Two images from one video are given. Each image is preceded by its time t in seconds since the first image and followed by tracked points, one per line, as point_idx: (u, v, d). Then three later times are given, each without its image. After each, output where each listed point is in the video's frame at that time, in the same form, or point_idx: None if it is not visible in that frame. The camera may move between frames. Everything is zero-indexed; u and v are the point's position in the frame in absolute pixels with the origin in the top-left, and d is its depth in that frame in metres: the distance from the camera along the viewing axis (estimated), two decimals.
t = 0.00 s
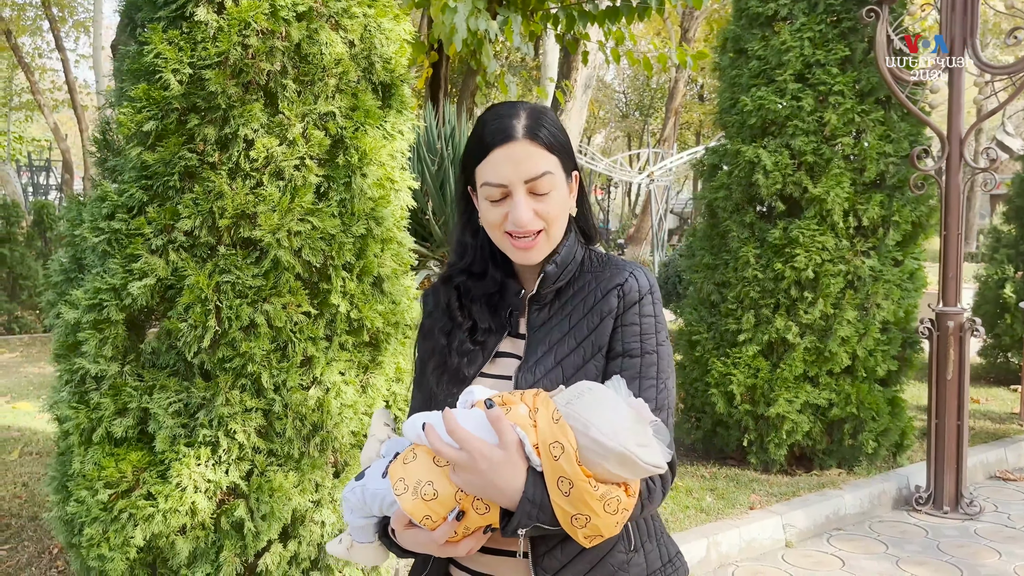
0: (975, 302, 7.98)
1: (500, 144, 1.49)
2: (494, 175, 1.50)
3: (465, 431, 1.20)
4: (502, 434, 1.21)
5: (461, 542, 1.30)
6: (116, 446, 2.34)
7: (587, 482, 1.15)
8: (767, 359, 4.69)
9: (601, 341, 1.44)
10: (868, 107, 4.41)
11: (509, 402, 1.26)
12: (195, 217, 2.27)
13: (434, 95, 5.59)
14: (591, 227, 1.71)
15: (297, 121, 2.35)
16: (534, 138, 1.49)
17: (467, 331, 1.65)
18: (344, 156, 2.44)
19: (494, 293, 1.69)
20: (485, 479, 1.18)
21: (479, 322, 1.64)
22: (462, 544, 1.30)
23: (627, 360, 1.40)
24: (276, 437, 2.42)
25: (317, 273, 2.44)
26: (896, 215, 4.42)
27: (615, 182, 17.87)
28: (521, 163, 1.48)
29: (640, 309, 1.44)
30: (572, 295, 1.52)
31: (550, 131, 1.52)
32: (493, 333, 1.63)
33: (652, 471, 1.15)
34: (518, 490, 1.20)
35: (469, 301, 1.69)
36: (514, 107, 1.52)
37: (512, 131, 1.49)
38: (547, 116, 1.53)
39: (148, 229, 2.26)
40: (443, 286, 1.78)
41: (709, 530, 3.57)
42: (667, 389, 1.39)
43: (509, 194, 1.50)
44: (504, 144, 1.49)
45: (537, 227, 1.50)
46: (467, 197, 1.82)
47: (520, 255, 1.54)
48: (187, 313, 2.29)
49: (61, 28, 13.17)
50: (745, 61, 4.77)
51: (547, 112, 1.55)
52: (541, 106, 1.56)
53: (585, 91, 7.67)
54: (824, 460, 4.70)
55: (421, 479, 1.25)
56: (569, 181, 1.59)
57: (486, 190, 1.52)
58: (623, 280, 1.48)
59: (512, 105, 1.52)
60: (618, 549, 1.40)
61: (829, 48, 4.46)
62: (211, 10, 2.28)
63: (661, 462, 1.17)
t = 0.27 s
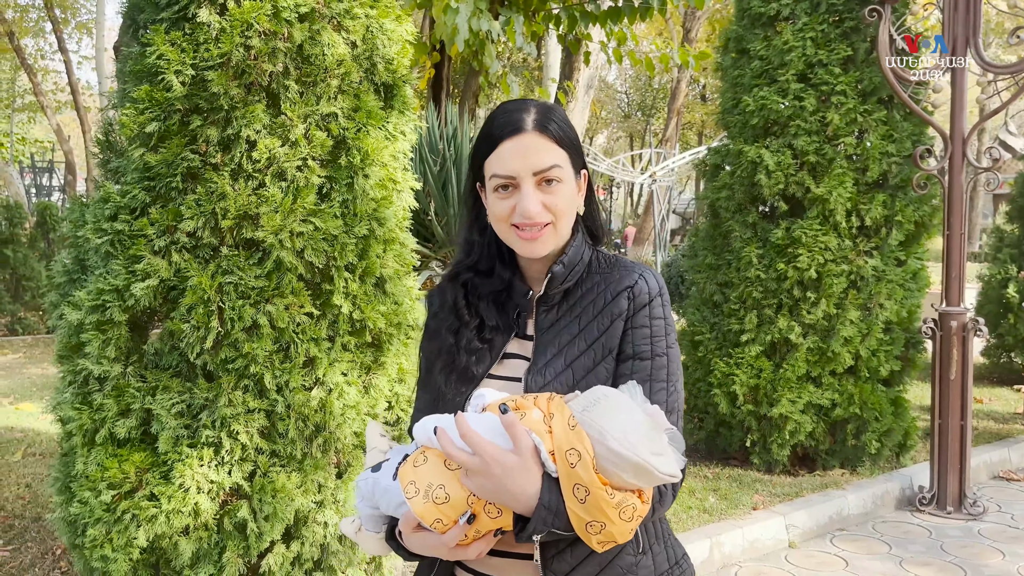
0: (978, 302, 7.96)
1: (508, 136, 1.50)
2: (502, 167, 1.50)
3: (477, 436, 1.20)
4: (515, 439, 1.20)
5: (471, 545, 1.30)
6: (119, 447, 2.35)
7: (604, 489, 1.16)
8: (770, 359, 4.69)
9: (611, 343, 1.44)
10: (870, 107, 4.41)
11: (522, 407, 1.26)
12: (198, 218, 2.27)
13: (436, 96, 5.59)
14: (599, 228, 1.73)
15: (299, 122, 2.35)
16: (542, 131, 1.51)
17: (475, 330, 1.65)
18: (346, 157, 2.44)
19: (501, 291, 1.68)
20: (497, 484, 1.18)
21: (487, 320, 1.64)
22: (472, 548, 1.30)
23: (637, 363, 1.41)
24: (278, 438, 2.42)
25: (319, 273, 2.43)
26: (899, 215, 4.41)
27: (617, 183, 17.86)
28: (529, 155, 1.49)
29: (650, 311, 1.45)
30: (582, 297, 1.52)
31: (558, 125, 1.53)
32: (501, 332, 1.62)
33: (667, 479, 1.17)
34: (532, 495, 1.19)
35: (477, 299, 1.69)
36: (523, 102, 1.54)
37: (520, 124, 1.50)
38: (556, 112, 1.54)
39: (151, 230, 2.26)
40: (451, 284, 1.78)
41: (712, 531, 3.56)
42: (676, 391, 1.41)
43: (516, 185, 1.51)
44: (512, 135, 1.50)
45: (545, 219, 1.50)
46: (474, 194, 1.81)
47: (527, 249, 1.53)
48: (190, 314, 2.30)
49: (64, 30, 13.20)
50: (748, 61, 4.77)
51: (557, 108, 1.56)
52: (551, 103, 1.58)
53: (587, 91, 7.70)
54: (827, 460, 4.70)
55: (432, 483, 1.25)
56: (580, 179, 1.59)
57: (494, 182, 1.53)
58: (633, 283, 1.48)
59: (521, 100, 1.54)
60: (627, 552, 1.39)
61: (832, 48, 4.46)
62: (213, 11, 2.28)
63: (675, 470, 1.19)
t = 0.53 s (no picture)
0: (979, 302, 7.96)
1: (527, 130, 1.50)
2: (518, 161, 1.50)
3: (486, 444, 1.19)
4: (525, 449, 1.19)
5: (478, 550, 1.30)
6: (121, 449, 2.35)
7: (612, 504, 1.15)
8: (770, 360, 4.69)
9: (624, 350, 1.43)
10: (870, 108, 4.41)
11: (532, 416, 1.25)
12: (198, 220, 2.27)
13: (436, 97, 5.60)
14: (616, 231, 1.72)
15: (300, 124, 2.35)
16: (560, 126, 1.50)
17: (488, 332, 1.66)
18: (347, 159, 2.44)
19: (515, 293, 1.68)
20: (504, 493, 1.17)
21: (499, 323, 1.65)
22: (479, 553, 1.30)
23: (651, 371, 1.40)
24: (279, 440, 2.42)
25: (320, 275, 2.44)
26: (899, 215, 4.42)
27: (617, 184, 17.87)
28: (546, 149, 1.49)
29: (665, 318, 1.43)
30: (595, 301, 1.51)
31: (577, 121, 1.53)
32: (513, 335, 1.63)
33: (677, 496, 1.16)
34: (539, 505, 1.19)
35: (490, 301, 1.71)
36: (544, 97, 1.54)
37: (539, 117, 1.50)
38: (575, 108, 1.54)
39: (152, 232, 2.27)
40: (465, 284, 1.80)
41: (713, 532, 3.56)
42: (690, 400, 1.40)
43: (532, 179, 1.51)
44: (530, 129, 1.50)
45: (559, 215, 1.50)
46: (490, 194, 1.82)
47: (541, 244, 1.53)
48: (191, 316, 2.30)
49: (65, 32, 13.22)
50: (748, 62, 4.77)
51: (578, 105, 1.56)
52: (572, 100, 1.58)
53: (587, 91, 7.77)
54: (828, 460, 4.70)
55: (440, 488, 1.24)
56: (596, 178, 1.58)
57: (510, 175, 1.53)
58: (648, 289, 1.46)
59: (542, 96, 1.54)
60: (636, 560, 1.41)
61: (831, 49, 4.46)
62: (214, 14, 2.29)
63: (686, 486, 1.17)
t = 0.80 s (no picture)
0: (976, 303, 7.97)
1: (552, 129, 1.50)
2: (543, 160, 1.50)
3: (495, 445, 1.18)
4: (533, 452, 1.18)
5: (489, 553, 1.30)
6: (119, 452, 2.35)
7: (618, 511, 1.11)
8: (768, 361, 4.69)
9: (644, 354, 1.40)
10: (867, 109, 4.41)
11: (543, 418, 1.23)
12: (196, 223, 2.27)
13: (434, 99, 5.61)
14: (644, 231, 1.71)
15: (297, 127, 2.36)
16: (586, 125, 1.50)
17: (510, 333, 1.67)
18: (344, 161, 2.44)
19: (538, 293, 1.69)
20: (512, 496, 1.17)
21: (522, 323, 1.65)
22: (491, 555, 1.30)
23: (671, 376, 1.36)
24: (277, 442, 2.42)
25: (317, 277, 2.44)
26: (896, 216, 4.43)
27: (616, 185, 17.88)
28: (572, 149, 1.48)
29: (688, 321, 1.39)
30: (618, 303, 1.48)
31: (603, 121, 1.52)
32: (535, 336, 1.62)
33: (687, 505, 1.10)
34: (546, 509, 1.18)
35: (514, 302, 1.72)
36: (570, 97, 1.54)
37: (564, 117, 1.50)
38: (602, 109, 1.54)
39: (150, 235, 2.27)
40: (489, 284, 1.83)
41: (711, 533, 3.56)
42: (712, 407, 1.36)
43: (556, 179, 1.50)
44: (555, 129, 1.50)
45: (584, 216, 1.49)
46: (515, 194, 1.84)
47: (565, 246, 1.52)
48: (189, 319, 2.30)
49: (62, 35, 13.22)
50: (745, 64, 4.78)
51: (604, 105, 1.56)
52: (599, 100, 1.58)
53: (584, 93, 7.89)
54: (826, 461, 4.71)
55: (451, 488, 1.25)
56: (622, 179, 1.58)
57: (535, 174, 1.53)
58: (671, 291, 1.42)
59: (568, 96, 1.55)
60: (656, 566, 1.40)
61: (828, 51, 4.47)
62: (211, 17, 2.29)
63: (697, 495, 1.12)
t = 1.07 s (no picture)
0: (970, 304, 8.01)
1: (573, 128, 1.48)
2: (563, 159, 1.48)
3: (509, 448, 1.18)
4: (549, 455, 1.16)
5: (506, 560, 1.30)
6: (112, 455, 2.35)
7: (635, 517, 1.08)
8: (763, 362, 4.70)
9: (667, 357, 1.37)
10: (859, 111, 4.43)
11: (559, 421, 1.21)
12: (190, 225, 2.27)
13: (429, 101, 5.61)
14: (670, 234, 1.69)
15: (291, 129, 2.36)
16: (607, 124, 1.47)
17: (532, 334, 1.65)
18: (337, 164, 2.44)
19: (560, 294, 1.68)
20: (527, 501, 1.15)
21: (543, 324, 1.64)
22: (507, 563, 1.31)
23: (694, 381, 1.33)
24: (271, 444, 2.42)
25: (311, 280, 2.44)
26: (889, 218, 4.44)
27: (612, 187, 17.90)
28: (593, 147, 1.45)
29: (712, 324, 1.36)
30: (641, 305, 1.46)
31: (625, 120, 1.50)
32: (558, 337, 1.61)
33: (707, 510, 1.07)
34: (561, 516, 1.15)
35: (535, 303, 1.70)
36: (592, 96, 1.52)
37: (585, 116, 1.48)
38: (624, 107, 1.51)
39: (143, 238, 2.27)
40: (511, 284, 1.81)
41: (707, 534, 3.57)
42: (737, 413, 1.32)
43: (577, 178, 1.48)
44: (576, 127, 1.48)
45: (605, 216, 1.46)
46: (538, 194, 1.83)
47: (586, 246, 1.49)
48: (182, 321, 2.30)
49: (56, 38, 13.20)
50: (738, 66, 4.80)
51: (628, 104, 1.54)
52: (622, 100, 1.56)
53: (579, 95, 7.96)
54: (821, 462, 4.72)
55: (467, 493, 1.25)
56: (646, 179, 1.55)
57: (555, 174, 1.50)
58: (695, 293, 1.39)
59: (590, 95, 1.53)
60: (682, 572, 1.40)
61: (821, 53, 4.48)
62: (204, 19, 2.29)
63: (718, 500, 1.08)
